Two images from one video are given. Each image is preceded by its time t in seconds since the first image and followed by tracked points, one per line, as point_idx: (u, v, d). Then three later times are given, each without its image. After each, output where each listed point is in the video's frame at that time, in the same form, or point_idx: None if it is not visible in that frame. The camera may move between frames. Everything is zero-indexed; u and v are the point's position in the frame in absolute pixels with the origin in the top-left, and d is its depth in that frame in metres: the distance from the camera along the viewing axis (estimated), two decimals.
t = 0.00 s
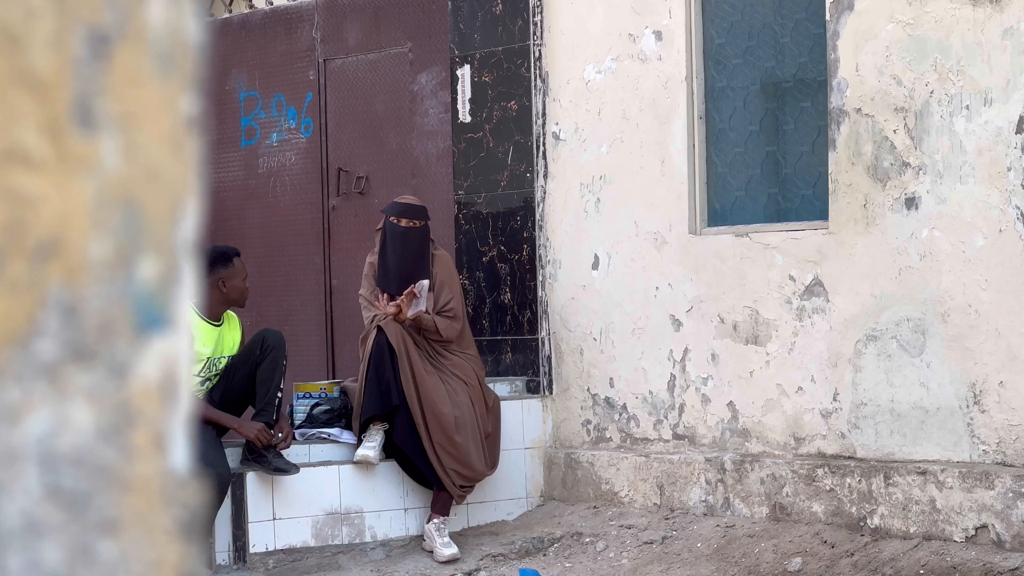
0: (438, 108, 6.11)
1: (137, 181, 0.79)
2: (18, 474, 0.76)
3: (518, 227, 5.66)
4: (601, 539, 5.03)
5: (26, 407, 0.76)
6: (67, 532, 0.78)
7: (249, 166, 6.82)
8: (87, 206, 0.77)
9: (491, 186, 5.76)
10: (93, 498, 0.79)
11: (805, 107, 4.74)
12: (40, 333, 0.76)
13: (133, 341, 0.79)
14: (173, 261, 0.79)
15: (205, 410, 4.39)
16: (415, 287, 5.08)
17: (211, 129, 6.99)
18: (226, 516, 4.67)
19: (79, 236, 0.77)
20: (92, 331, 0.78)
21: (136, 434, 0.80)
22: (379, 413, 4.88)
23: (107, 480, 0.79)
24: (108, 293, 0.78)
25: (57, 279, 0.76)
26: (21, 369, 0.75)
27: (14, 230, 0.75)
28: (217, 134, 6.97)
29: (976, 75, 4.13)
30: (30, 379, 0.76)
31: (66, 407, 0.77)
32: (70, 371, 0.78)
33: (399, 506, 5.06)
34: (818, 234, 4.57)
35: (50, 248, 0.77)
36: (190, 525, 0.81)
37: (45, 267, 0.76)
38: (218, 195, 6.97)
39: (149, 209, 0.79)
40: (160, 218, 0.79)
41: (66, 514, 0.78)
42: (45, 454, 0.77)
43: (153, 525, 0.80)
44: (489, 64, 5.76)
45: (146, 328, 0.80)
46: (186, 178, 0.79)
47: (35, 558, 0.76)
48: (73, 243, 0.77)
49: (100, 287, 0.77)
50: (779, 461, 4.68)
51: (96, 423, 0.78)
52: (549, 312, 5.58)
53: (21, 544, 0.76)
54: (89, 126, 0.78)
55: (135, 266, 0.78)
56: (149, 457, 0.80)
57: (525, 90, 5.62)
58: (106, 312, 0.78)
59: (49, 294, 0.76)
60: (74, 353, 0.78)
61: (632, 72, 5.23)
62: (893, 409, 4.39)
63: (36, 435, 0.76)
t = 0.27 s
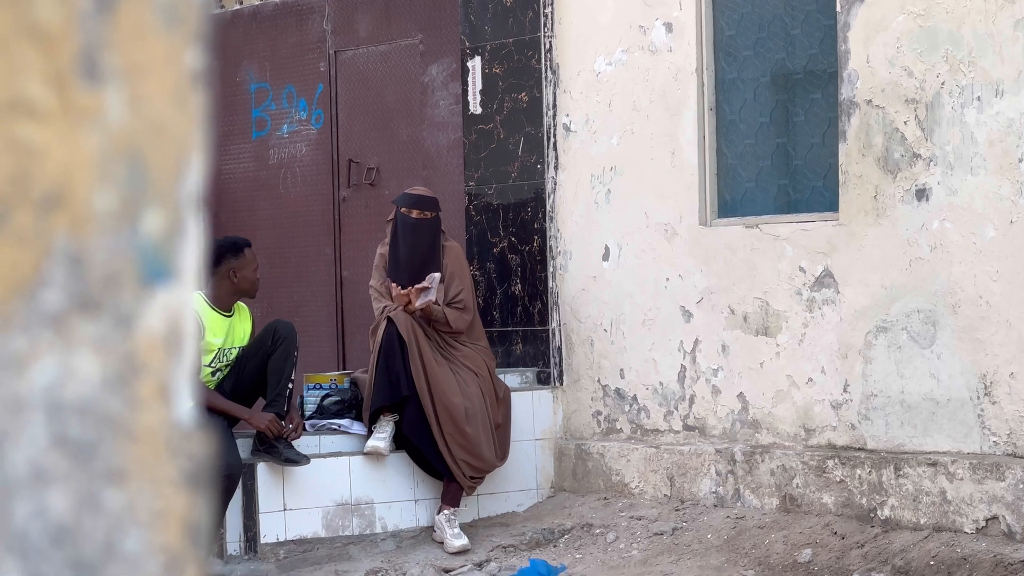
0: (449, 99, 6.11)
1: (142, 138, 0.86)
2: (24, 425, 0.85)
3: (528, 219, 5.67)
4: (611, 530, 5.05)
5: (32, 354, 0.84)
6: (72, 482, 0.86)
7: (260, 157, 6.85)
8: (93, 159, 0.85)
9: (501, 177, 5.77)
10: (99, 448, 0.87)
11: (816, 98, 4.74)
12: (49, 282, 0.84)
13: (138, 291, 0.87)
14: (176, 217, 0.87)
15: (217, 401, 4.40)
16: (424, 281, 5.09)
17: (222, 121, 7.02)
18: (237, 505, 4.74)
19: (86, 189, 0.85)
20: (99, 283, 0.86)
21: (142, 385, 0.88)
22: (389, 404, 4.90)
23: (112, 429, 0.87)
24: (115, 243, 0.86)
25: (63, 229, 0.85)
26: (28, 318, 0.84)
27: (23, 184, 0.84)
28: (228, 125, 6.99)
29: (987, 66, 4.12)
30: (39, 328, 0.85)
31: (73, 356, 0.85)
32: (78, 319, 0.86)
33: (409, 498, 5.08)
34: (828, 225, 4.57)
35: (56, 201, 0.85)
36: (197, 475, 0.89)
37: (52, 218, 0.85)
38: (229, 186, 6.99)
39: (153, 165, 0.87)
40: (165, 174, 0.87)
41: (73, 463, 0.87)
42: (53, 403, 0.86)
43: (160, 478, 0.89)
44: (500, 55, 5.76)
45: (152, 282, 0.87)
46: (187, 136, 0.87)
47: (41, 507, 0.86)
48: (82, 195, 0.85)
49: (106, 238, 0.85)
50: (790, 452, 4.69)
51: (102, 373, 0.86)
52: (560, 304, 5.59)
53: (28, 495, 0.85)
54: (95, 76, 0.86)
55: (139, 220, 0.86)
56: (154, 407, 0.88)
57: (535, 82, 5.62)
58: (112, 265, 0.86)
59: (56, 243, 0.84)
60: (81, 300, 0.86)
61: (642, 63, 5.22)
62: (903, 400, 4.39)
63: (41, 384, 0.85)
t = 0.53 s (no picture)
0: (462, 88, 6.15)
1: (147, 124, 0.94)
2: (22, 404, 0.92)
3: (542, 207, 5.68)
4: (624, 518, 5.07)
5: (29, 334, 0.91)
6: (69, 462, 0.94)
7: (274, 145, 6.85)
8: (90, 139, 0.93)
9: (515, 165, 5.77)
10: (97, 428, 0.94)
11: (830, 87, 4.73)
12: (47, 260, 0.91)
13: (135, 270, 0.93)
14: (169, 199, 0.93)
15: (234, 388, 4.36)
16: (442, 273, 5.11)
17: (235, 109, 6.99)
18: (251, 493, 4.78)
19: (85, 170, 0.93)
20: (97, 259, 0.93)
21: (140, 364, 0.95)
22: (402, 393, 4.92)
23: (112, 410, 0.94)
24: (111, 224, 0.93)
25: (60, 209, 0.92)
26: (26, 294, 0.90)
27: (23, 164, 0.91)
28: (241, 113, 6.96)
29: (1002, 54, 4.11)
30: (34, 308, 0.91)
31: (69, 336, 0.93)
32: (74, 298, 0.93)
33: (422, 486, 5.12)
34: (841, 214, 4.57)
35: (53, 179, 0.93)
36: (191, 456, 0.94)
37: (49, 199, 0.92)
38: (241, 174, 6.97)
39: (150, 148, 0.94)
40: (162, 157, 0.94)
41: (72, 440, 0.94)
42: (50, 383, 0.93)
43: (158, 458, 0.95)
44: (513, 43, 5.76)
45: (148, 260, 0.93)
46: (185, 118, 0.94)
47: (39, 487, 0.93)
48: (80, 176, 0.93)
49: (101, 217, 0.92)
50: (803, 441, 4.69)
51: (97, 352, 0.94)
52: (573, 292, 5.61)
53: (22, 476, 0.93)
54: (91, 57, 0.93)
55: (136, 198, 0.93)
56: (149, 386, 0.94)
57: (549, 70, 5.63)
58: (109, 242, 0.93)
59: (53, 224, 0.91)
60: (78, 279, 0.93)
61: (655, 51, 5.22)
62: (916, 389, 4.39)
63: (39, 364, 0.93)
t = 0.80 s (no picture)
0: (476, 76, 6.18)
1: (111, 98, 1.93)
2: None
3: (555, 196, 5.68)
4: (637, 508, 5.08)
5: None
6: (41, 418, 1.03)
7: (287, 135, 6.85)
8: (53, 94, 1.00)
9: (529, 154, 5.78)
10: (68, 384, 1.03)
11: (843, 76, 4.73)
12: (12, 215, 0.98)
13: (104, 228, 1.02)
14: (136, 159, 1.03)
15: (246, 376, 4.38)
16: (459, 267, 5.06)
17: (248, 98, 6.93)
18: (264, 481, 4.81)
19: (63, 136, 1.94)
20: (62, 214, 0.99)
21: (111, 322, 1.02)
22: (414, 381, 4.95)
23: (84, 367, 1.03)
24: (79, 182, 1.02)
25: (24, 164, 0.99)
26: None
27: None
28: (253, 101, 6.92)
29: (1017, 43, 4.10)
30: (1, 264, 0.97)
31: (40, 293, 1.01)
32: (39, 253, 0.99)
33: (435, 475, 5.14)
34: (855, 203, 4.56)
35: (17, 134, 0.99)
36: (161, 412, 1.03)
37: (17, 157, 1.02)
38: (254, 163, 6.95)
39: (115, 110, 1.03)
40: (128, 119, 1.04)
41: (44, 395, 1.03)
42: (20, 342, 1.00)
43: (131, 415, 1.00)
44: (527, 33, 5.76)
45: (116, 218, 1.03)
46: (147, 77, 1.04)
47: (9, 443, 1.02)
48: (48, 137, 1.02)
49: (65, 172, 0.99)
50: (816, 431, 4.69)
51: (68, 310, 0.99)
52: (586, 281, 5.62)
53: None
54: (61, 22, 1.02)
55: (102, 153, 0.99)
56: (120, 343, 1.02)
57: (563, 60, 5.63)
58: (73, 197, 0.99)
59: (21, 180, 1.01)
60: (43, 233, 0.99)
61: (669, 41, 5.21)
62: (930, 378, 4.39)
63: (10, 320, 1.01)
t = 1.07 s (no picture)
0: (491, 66, 6.16)
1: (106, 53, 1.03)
2: None
3: (569, 185, 5.68)
4: (650, 497, 5.10)
5: None
6: (33, 389, 1.05)
7: (301, 124, 6.87)
8: (54, 66, 1.03)
9: (543, 144, 5.78)
10: (60, 355, 1.05)
11: (858, 65, 4.71)
12: (10, 187, 1.02)
13: (99, 197, 1.03)
14: (134, 128, 1.04)
15: (258, 365, 4.41)
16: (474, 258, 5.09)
17: (262, 87, 6.95)
18: (277, 470, 4.80)
19: (49, 96, 1.03)
20: (61, 187, 1.03)
21: (106, 294, 1.04)
22: (429, 370, 4.98)
23: (78, 338, 1.05)
24: (75, 151, 1.03)
25: (22, 135, 1.02)
26: None
27: None
28: (267, 91, 6.94)
29: None
30: None
31: (35, 263, 1.03)
32: (35, 225, 1.03)
33: (449, 464, 5.17)
34: (870, 193, 4.55)
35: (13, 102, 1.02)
36: (158, 389, 1.05)
37: (11, 124, 1.02)
38: (268, 151, 6.97)
39: (112, 77, 1.03)
40: (124, 87, 1.04)
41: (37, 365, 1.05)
42: (12, 311, 1.04)
43: (122, 390, 1.05)
44: (541, 22, 5.76)
45: (114, 189, 1.04)
46: (147, 42, 1.03)
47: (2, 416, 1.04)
48: (44, 104, 1.03)
49: (65, 145, 1.03)
50: (830, 420, 4.69)
51: (63, 281, 1.04)
52: (600, 271, 5.62)
53: None
54: None
55: (100, 127, 1.03)
56: (115, 314, 1.04)
57: (577, 49, 5.63)
58: (73, 171, 1.03)
59: (17, 149, 1.02)
60: (41, 207, 1.03)
61: (683, 30, 5.21)
62: (944, 368, 4.38)
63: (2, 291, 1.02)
